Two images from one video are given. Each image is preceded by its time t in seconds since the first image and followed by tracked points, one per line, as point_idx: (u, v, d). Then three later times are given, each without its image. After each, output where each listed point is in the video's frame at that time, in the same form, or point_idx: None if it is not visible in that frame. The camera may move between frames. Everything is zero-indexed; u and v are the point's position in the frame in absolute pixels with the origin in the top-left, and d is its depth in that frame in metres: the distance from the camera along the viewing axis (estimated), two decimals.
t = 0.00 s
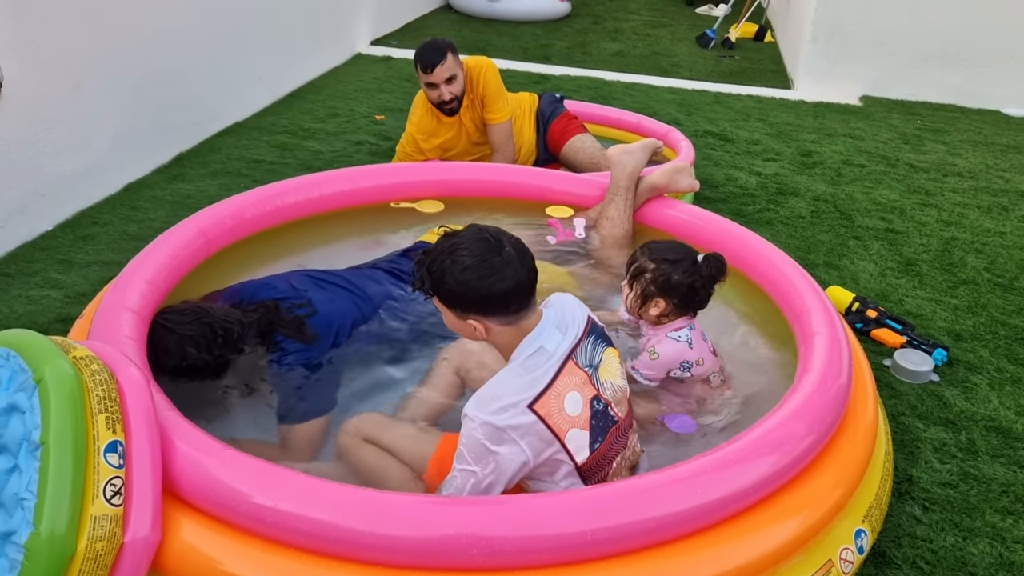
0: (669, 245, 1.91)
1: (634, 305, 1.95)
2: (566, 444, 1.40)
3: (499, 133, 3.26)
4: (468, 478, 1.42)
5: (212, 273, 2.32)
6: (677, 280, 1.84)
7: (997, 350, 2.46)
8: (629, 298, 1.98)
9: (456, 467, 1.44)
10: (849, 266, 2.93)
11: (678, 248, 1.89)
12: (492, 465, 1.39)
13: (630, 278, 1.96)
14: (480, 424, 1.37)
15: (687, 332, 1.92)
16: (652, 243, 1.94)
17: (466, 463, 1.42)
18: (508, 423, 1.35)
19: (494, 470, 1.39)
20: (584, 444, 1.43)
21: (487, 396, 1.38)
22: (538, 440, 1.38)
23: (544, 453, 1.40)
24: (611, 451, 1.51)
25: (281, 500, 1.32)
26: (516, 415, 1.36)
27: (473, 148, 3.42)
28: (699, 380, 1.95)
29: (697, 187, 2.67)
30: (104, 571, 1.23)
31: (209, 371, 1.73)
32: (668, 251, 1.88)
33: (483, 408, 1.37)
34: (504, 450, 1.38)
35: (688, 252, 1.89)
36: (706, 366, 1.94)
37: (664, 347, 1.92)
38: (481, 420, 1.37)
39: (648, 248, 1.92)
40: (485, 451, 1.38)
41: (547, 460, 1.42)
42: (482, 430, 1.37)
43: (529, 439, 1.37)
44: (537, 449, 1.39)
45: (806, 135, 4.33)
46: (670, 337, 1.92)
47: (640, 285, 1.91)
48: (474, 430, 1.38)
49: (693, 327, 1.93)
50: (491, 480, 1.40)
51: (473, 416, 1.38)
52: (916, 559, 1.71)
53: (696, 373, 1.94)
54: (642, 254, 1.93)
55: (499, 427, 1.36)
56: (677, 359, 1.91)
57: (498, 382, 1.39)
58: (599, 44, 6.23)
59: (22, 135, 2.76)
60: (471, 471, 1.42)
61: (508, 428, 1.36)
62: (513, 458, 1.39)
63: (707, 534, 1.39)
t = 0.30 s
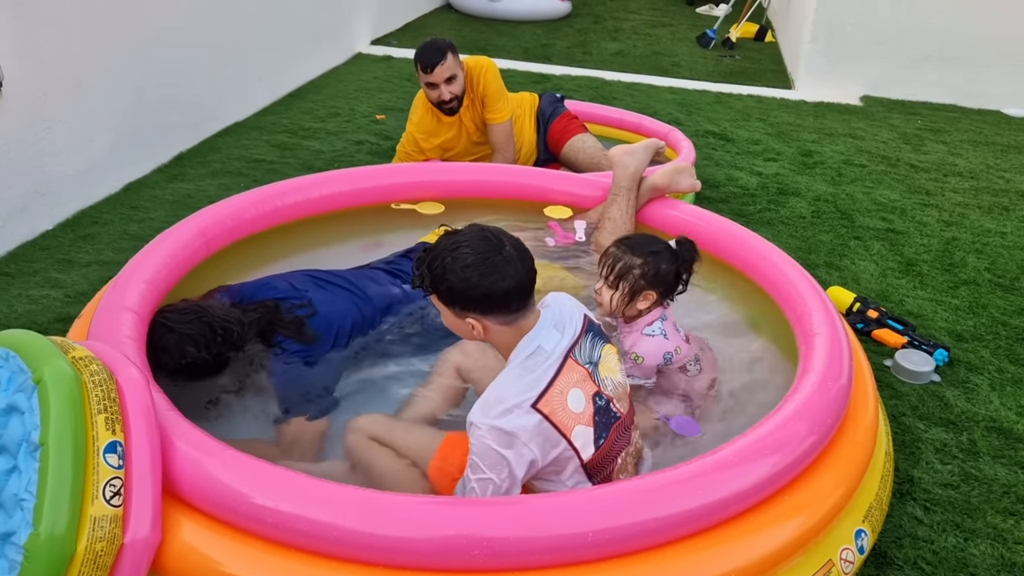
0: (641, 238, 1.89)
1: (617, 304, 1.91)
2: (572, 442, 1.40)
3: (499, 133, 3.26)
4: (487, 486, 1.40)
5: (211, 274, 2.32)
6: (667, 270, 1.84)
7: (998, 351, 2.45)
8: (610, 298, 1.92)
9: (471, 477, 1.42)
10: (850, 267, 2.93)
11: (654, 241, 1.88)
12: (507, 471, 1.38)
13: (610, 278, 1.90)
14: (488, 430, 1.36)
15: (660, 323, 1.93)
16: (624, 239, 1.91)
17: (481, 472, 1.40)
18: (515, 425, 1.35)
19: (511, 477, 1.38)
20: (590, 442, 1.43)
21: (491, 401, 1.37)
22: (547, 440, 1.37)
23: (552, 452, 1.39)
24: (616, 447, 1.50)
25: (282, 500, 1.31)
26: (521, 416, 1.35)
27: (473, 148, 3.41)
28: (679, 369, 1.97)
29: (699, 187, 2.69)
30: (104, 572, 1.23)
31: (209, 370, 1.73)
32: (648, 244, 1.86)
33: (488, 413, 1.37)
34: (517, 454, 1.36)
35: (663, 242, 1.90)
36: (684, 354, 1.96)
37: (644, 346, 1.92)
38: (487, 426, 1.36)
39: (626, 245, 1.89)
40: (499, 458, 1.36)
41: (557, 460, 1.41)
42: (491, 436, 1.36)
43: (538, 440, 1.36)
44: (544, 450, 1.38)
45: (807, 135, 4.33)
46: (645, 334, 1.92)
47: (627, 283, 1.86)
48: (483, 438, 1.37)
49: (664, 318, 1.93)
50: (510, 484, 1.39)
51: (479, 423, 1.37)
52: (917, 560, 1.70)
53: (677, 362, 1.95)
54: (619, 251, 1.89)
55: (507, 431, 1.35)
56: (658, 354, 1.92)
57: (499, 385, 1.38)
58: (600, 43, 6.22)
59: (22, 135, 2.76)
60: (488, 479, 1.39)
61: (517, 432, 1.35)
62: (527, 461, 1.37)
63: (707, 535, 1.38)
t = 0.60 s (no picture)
0: (657, 223, 1.90)
1: (650, 291, 1.88)
2: (579, 441, 1.40)
3: (503, 133, 3.26)
4: (489, 480, 1.40)
5: (216, 274, 2.32)
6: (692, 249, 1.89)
7: (1003, 351, 2.45)
8: (643, 288, 1.87)
9: (474, 470, 1.43)
10: (854, 267, 2.92)
11: (669, 222, 1.91)
12: (511, 466, 1.38)
13: (639, 266, 1.87)
14: (495, 425, 1.36)
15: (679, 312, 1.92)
16: (642, 228, 1.91)
17: (485, 466, 1.40)
18: (523, 422, 1.35)
19: (514, 473, 1.38)
20: (597, 441, 1.42)
21: (500, 396, 1.37)
22: (553, 438, 1.37)
23: (558, 451, 1.39)
24: (622, 447, 1.50)
25: (289, 500, 1.31)
26: (529, 413, 1.35)
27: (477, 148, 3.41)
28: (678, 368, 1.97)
29: (704, 188, 2.66)
30: (111, 572, 1.23)
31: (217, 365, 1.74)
32: (670, 228, 1.89)
33: (497, 408, 1.36)
34: (523, 450, 1.36)
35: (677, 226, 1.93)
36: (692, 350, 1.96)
37: (659, 329, 1.90)
38: (495, 421, 1.36)
39: (650, 232, 1.88)
40: (504, 453, 1.36)
41: (562, 458, 1.41)
42: (498, 432, 1.36)
43: (545, 437, 1.36)
44: (550, 448, 1.38)
45: (810, 135, 4.32)
46: (663, 318, 1.91)
47: (661, 267, 1.85)
48: (490, 433, 1.37)
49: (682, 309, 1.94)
50: (512, 480, 1.39)
51: (487, 418, 1.37)
52: (923, 560, 1.70)
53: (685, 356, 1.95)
54: (647, 238, 1.87)
55: (515, 427, 1.35)
56: (673, 340, 1.90)
57: (508, 381, 1.38)
58: (603, 43, 6.22)
59: (27, 134, 2.75)
60: (491, 474, 1.40)
61: (524, 429, 1.35)
62: (532, 458, 1.38)
63: (714, 535, 1.38)
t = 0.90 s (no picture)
0: (697, 237, 1.93)
1: (684, 305, 1.91)
2: (596, 440, 1.40)
3: (512, 133, 3.26)
4: (504, 479, 1.40)
5: (226, 273, 2.32)
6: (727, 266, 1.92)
7: (1012, 354, 2.45)
8: (681, 301, 1.90)
9: (489, 470, 1.42)
10: (862, 269, 2.92)
11: (709, 237, 1.94)
12: (526, 466, 1.38)
13: (678, 279, 1.89)
14: (513, 425, 1.36)
15: (701, 324, 1.94)
16: (683, 240, 1.93)
17: (500, 466, 1.40)
18: (541, 421, 1.35)
19: (530, 472, 1.38)
20: (613, 441, 1.43)
21: (517, 396, 1.37)
22: (570, 438, 1.37)
23: (574, 451, 1.39)
24: (637, 447, 1.50)
25: (304, 498, 1.31)
26: (547, 413, 1.35)
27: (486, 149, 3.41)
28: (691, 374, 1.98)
29: (714, 189, 2.68)
30: (126, 569, 1.24)
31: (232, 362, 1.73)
32: (710, 244, 1.91)
33: (514, 408, 1.36)
34: (540, 450, 1.36)
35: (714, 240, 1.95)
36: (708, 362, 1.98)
37: (676, 334, 1.93)
38: (513, 420, 1.36)
39: (691, 245, 1.90)
40: (521, 453, 1.36)
41: (578, 458, 1.41)
42: (515, 431, 1.36)
43: (562, 437, 1.37)
44: (567, 447, 1.38)
45: (818, 137, 4.32)
46: (683, 327, 1.94)
47: (698, 283, 1.88)
48: (507, 432, 1.36)
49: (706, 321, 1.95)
50: (529, 479, 1.39)
51: (504, 417, 1.37)
52: (934, 563, 1.70)
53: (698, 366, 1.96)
54: (688, 252, 1.89)
55: (532, 427, 1.35)
56: (686, 347, 1.93)
57: (525, 381, 1.38)
58: (609, 44, 6.22)
59: (38, 132, 2.76)
60: (507, 473, 1.40)
61: (542, 429, 1.35)
62: (549, 458, 1.38)
63: (727, 535, 1.38)
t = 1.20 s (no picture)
0: (717, 244, 1.88)
1: (699, 312, 1.89)
2: (605, 438, 1.39)
3: (522, 132, 3.26)
4: (516, 478, 1.38)
5: (237, 269, 2.32)
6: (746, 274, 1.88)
7: None
8: (694, 309, 1.88)
9: (500, 469, 1.40)
10: (875, 271, 2.90)
11: (730, 245, 1.89)
12: (539, 463, 1.36)
13: (693, 287, 1.86)
14: (523, 421, 1.35)
15: (714, 327, 1.91)
16: (703, 247, 1.89)
17: (512, 463, 1.38)
18: (551, 418, 1.34)
19: (541, 470, 1.37)
20: (621, 440, 1.42)
21: (526, 393, 1.36)
22: (579, 436, 1.37)
23: (583, 449, 1.38)
24: (646, 446, 1.49)
25: (315, 496, 1.31)
26: (556, 410, 1.35)
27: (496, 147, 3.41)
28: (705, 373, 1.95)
29: (725, 190, 2.66)
30: (137, 564, 1.23)
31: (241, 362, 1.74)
32: (730, 253, 1.87)
33: (524, 404, 1.36)
34: (549, 447, 1.35)
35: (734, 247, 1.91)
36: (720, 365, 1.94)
37: (685, 333, 1.92)
38: (523, 416, 1.35)
39: (708, 253, 1.87)
40: (531, 450, 1.35)
41: (587, 456, 1.40)
42: (525, 427, 1.35)
43: (571, 435, 1.36)
44: (575, 446, 1.37)
45: (830, 137, 4.30)
46: (694, 328, 1.92)
47: (713, 292, 1.85)
48: (517, 428, 1.35)
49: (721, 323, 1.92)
50: (539, 478, 1.37)
51: (514, 414, 1.36)
52: (947, 567, 1.68)
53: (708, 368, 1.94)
54: (705, 261, 1.86)
55: (542, 423, 1.34)
56: (693, 349, 1.91)
57: (535, 377, 1.38)
58: (620, 44, 6.20)
59: (50, 128, 2.77)
60: (519, 471, 1.38)
61: (552, 425, 1.34)
62: (557, 456, 1.37)
63: (739, 538, 1.37)
